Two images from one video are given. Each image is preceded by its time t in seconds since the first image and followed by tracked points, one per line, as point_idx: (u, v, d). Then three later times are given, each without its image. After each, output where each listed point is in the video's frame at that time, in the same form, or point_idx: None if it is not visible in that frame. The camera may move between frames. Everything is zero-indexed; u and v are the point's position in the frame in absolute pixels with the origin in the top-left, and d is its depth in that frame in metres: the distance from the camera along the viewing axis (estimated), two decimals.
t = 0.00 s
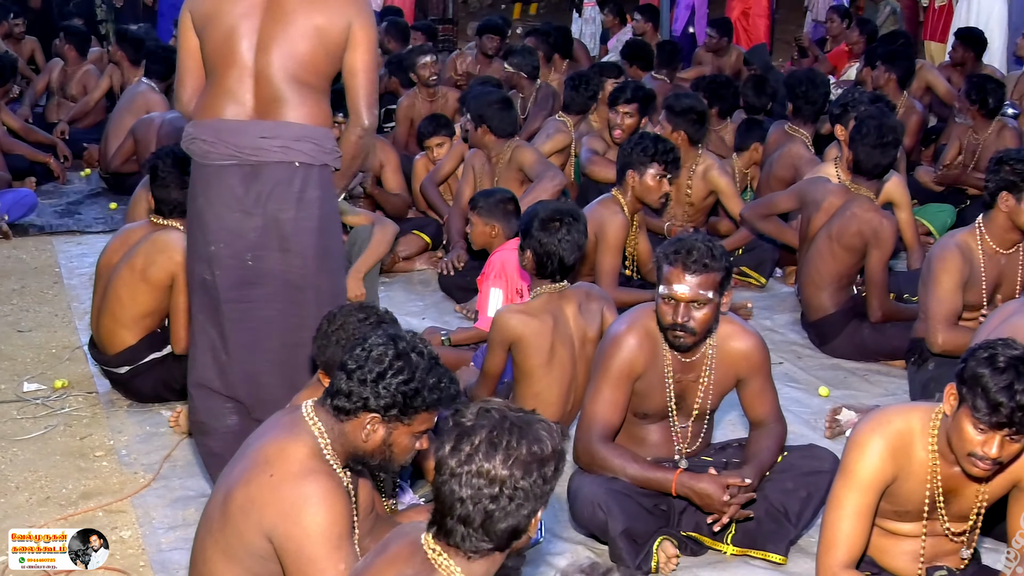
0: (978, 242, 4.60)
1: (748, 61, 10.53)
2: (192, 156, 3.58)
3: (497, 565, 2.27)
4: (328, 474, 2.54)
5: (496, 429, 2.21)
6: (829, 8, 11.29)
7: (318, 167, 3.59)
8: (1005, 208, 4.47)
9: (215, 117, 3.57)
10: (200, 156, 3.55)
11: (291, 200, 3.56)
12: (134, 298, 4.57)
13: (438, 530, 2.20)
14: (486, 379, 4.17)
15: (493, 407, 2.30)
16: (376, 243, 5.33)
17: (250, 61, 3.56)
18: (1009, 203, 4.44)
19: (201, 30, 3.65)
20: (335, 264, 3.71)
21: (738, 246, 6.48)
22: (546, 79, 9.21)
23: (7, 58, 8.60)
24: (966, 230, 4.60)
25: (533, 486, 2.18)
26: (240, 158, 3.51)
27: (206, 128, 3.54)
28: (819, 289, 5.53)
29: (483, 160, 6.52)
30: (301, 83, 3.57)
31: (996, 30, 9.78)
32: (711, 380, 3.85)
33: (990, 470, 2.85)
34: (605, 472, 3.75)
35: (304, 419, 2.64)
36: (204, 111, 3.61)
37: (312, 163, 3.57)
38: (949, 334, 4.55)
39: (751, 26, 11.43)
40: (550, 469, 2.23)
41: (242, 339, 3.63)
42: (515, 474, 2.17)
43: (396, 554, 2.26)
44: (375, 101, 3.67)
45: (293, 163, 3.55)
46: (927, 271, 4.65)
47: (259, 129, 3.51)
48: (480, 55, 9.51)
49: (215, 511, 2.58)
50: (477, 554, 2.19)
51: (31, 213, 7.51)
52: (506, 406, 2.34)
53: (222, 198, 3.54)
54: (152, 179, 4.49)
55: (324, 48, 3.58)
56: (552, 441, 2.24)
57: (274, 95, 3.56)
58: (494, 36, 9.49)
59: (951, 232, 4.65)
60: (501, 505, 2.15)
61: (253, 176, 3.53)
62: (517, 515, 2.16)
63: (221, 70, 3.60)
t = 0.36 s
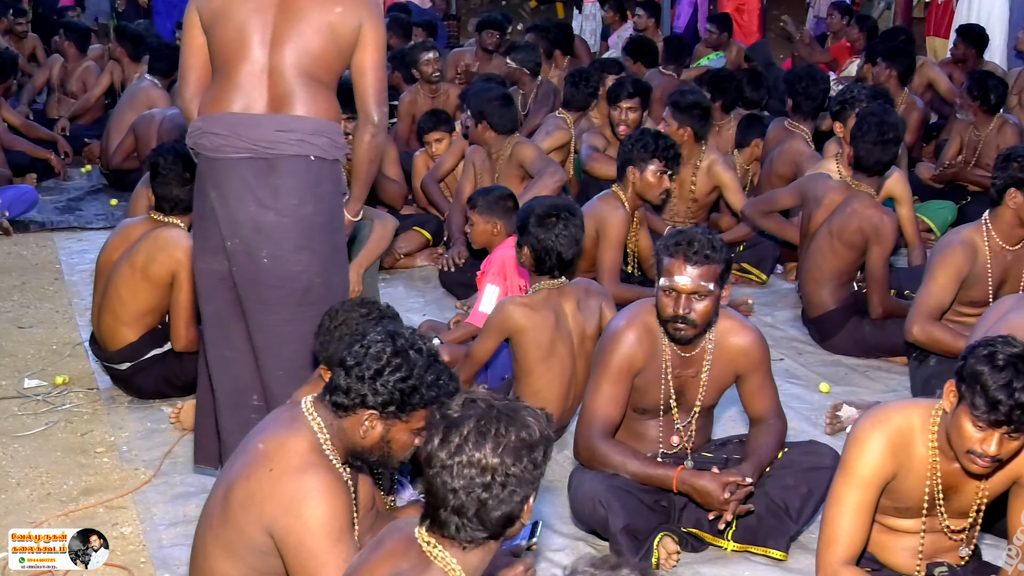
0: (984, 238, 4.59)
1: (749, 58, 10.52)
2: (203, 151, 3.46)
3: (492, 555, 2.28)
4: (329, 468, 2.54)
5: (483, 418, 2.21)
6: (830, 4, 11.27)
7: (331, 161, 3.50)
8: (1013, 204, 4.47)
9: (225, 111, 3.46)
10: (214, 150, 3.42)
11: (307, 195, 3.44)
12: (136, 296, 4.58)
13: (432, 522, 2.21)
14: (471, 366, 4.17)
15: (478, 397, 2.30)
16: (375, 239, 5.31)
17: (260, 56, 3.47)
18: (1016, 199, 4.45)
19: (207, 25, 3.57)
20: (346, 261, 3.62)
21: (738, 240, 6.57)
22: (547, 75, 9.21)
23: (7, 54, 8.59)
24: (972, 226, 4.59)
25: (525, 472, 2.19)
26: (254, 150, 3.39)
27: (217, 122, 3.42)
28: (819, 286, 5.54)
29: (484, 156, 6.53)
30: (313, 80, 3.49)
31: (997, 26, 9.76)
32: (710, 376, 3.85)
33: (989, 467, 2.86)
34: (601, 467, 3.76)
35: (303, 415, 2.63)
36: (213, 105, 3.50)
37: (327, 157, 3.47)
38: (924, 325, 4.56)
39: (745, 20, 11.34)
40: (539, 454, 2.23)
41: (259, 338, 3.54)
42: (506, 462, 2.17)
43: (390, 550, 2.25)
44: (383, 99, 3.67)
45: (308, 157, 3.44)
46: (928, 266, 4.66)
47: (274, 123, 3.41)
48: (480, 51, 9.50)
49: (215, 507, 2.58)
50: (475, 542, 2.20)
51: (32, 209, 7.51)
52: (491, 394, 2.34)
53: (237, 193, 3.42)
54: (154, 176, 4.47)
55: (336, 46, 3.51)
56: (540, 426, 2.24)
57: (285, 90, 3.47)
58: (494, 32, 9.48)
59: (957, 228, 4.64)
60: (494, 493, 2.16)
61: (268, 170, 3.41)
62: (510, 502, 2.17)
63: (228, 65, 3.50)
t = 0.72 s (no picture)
0: (987, 234, 4.58)
1: (749, 54, 10.51)
2: (199, 147, 3.42)
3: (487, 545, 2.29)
4: (328, 464, 2.53)
5: (473, 407, 2.22)
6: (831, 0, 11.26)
7: (330, 159, 3.51)
8: (1015, 200, 4.47)
9: (219, 109, 3.44)
10: (212, 147, 3.39)
11: (307, 191, 3.45)
12: (136, 293, 4.56)
13: (425, 514, 2.20)
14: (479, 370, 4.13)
15: (467, 387, 2.31)
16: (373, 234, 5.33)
17: (254, 53, 3.47)
18: (1019, 195, 4.45)
19: (198, 27, 3.51)
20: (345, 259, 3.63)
21: (739, 237, 6.52)
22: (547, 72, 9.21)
23: (7, 51, 8.58)
24: (976, 223, 4.59)
25: (516, 458, 2.20)
26: (254, 147, 3.38)
27: (214, 119, 3.40)
28: (819, 282, 5.53)
29: (484, 152, 6.53)
30: (309, 75, 3.51)
31: (997, 22, 9.75)
32: (711, 372, 3.85)
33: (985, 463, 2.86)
34: (605, 465, 3.75)
35: (302, 412, 2.63)
36: (208, 102, 3.47)
37: (326, 154, 3.48)
38: (931, 328, 4.59)
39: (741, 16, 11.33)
40: (530, 440, 2.24)
41: (254, 339, 3.46)
42: (498, 449, 2.18)
43: (386, 544, 2.25)
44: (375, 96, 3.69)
45: (307, 154, 3.44)
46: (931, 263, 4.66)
47: (273, 120, 3.40)
48: (479, 48, 9.49)
49: (214, 504, 2.58)
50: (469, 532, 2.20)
51: (33, 206, 7.50)
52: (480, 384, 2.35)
53: (237, 190, 3.39)
54: (155, 172, 4.51)
55: (329, 41, 3.52)
56: (529, 413, 2.25)
57: (282, 87, 3.48)
58: (493, 28, 9.47)
59: (960, 224, 4.64)
60: (487, 481, 2.17)
61: (267, 167, 3.40)
62: (504, 490, 2.18)
63: (223, 65, 3.48)
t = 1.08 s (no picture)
0: (986, 231, 4.58)
1: (750, 51, 10.51)
2: (186, 145, 3.42)
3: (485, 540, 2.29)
4: (328, 458, 2.53)
5: (477, 403, 2.23)
6: None
7: (315, 158, 3.46)
8: (1016, 196, 4.47)
9: (206, 107, 3.44)
10: (196, 145, 3.39)
11: (286, 190, 3.40)
12: (136, 290, 4.56)
13: (427, 508, 2.20)
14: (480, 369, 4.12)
15: (469, 384, 2.33)
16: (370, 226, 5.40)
17: (242, 53, 3.45)
18: (1020, 192, 4.45)
19: (190, 26, 3.52)
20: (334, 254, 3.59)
21: (739, 235, 6.47)
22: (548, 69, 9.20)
23: (7, 48, 8.58)
24: (975, 219, 4.59)
25: (520, 453, 2.21)
26: (234, 145, 3.36)
27: (198, 116, 3.40)
28: (820, 279, 5.53)
29: (484, 150, 6.52)
30: (298, 74, 3.47)
31: (998, 19, 9.74)
32: (711, 369, 3.85)
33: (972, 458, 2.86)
34: (605, 462, 3.76)
35: (301, 408, 2.63)
36: (198, 101, 3.47)
37: (309, 153, 3.44)
38: (935, 324, 4.58)
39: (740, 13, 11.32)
40: (532, 435, 2.25)
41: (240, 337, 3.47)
42: (502, 444, 2.19)
43: (384, 539, 2.24)
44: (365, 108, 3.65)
45: (289, 152, 3.40)
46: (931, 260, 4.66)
47: (256, 117, 3.38)
48: (479, 45, 9.49)
49: (215, 499, 2.57)
50: (471, 527, 2.20)
51: (33, 203, 7.51)
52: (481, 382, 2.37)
53: (217, 188, 3.38)
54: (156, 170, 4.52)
55: (323, 42, 3.51)
56: (532, 408, 2.27)
57: (268, 84, 3.45)
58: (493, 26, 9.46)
59: (959, 221, 4.65)
60: (492, 476, 2.17)
61: (248, 164, 3.37)
62: (507, 484, 2.19)
63: (212, 64, 3.46)
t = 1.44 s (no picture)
0: (986, 229, 4.58)
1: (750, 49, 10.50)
2: (203, 140, 3.40)
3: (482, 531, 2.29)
4: (326, 457, 2.54)
5: (466, 396, 2.24)
6: None
7: (333, 155, 3.45)
8: (1016, 193, 4.46)
9: (226, 101, 3.41)
10: (215, 139, 3.37)
11: (305, 185, 3.40)
12: (138, 286, 4.58)
13: (420, 502, 2.20)
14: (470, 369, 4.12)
15: (458, 377, 2.33)
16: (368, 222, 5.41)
17: (263, 49, 3.43)
18: (1020, 189, 4.43)
19: (210, 23, 3.50)
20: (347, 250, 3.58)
21: (738, 232, 6.52)
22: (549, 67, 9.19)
23: (7, 46, 8.56)
24: (975, 217, 4.59)
25: (511, 445, 2.22)
26: (255, 139, 3.35)
27: (218, 110, 3.38)
28: (820, 277, 5.53)
29: (484, 148, 6.51)
30: (318, 72, 3.45)
31: (999, 17, 9.73)
32: (711, 367, 3.85)
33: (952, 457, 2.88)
34: (607, 461, 3.76)
35: (299, 407, 2.63)
36: (218, 96, 3.44)
37: (328, 149, 3.42)
38: (933, 323, 4.59)
39: (740, 11, 11.31)
40: (523, 426, 2.26)
41: (246, 331, 3.49)
42: (493, 436, 2.20)
43: (379, 534, 2.22)
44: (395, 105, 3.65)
45: (309, 148, 3.39)
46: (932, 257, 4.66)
47: (276, 112, 3.37)
48: (479, 43, 9.48)
49: (215, 499, 2.57)
50: (464, 520, 2.20)
51: (33, 201, 7.51)
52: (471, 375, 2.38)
53: (236, 182, 3.36)
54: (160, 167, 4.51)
55: (343, 41, 3.48)
56: (521, 399, 2.28)
57: (288, 80, 3.43)
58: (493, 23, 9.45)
59: (960, 219, 4.65)
60: (483, 468, 2.18)
61: (267, 159, 3.36)
62: (499, 476, 2.19)
63: (233, 60, 3.44)
